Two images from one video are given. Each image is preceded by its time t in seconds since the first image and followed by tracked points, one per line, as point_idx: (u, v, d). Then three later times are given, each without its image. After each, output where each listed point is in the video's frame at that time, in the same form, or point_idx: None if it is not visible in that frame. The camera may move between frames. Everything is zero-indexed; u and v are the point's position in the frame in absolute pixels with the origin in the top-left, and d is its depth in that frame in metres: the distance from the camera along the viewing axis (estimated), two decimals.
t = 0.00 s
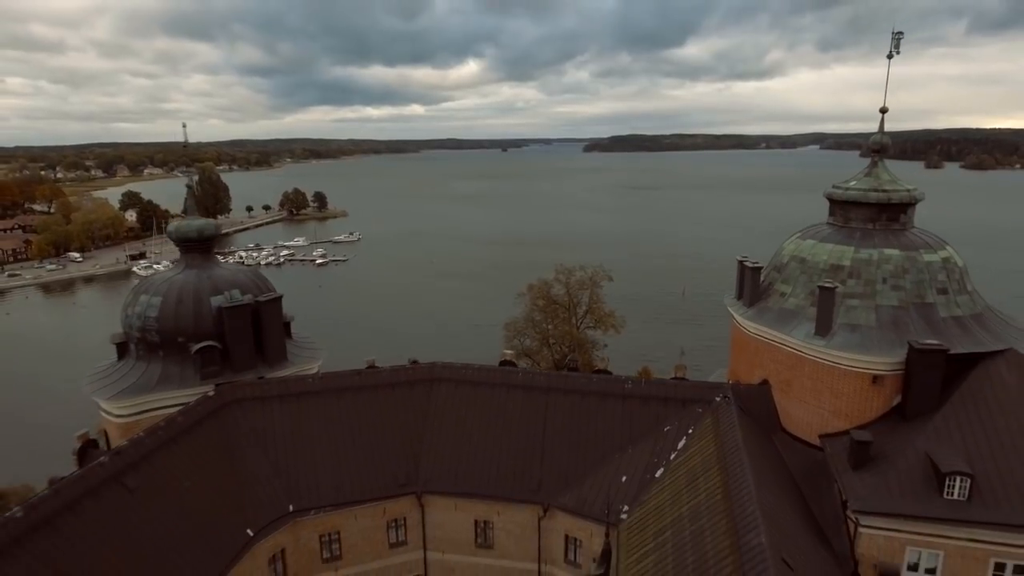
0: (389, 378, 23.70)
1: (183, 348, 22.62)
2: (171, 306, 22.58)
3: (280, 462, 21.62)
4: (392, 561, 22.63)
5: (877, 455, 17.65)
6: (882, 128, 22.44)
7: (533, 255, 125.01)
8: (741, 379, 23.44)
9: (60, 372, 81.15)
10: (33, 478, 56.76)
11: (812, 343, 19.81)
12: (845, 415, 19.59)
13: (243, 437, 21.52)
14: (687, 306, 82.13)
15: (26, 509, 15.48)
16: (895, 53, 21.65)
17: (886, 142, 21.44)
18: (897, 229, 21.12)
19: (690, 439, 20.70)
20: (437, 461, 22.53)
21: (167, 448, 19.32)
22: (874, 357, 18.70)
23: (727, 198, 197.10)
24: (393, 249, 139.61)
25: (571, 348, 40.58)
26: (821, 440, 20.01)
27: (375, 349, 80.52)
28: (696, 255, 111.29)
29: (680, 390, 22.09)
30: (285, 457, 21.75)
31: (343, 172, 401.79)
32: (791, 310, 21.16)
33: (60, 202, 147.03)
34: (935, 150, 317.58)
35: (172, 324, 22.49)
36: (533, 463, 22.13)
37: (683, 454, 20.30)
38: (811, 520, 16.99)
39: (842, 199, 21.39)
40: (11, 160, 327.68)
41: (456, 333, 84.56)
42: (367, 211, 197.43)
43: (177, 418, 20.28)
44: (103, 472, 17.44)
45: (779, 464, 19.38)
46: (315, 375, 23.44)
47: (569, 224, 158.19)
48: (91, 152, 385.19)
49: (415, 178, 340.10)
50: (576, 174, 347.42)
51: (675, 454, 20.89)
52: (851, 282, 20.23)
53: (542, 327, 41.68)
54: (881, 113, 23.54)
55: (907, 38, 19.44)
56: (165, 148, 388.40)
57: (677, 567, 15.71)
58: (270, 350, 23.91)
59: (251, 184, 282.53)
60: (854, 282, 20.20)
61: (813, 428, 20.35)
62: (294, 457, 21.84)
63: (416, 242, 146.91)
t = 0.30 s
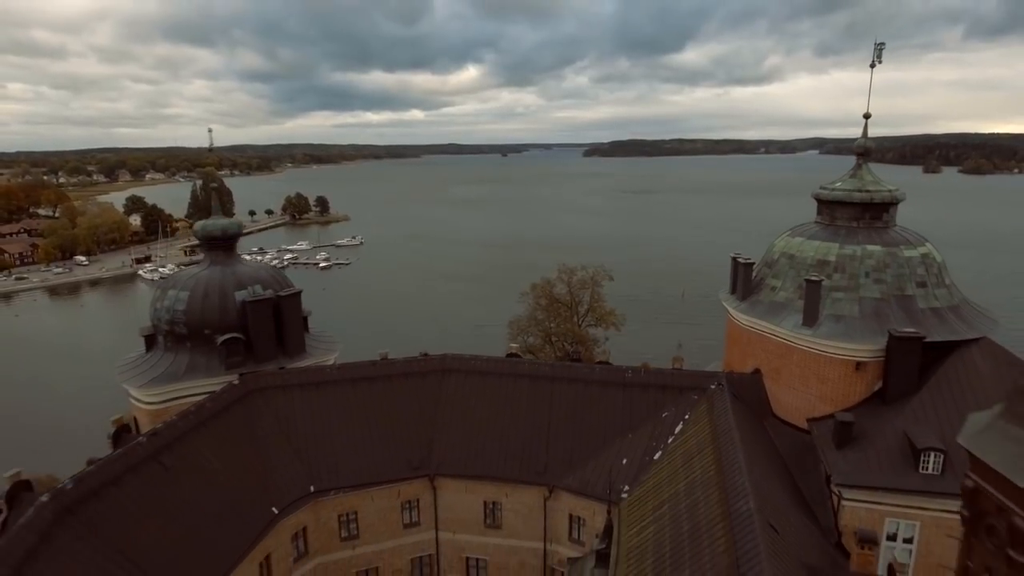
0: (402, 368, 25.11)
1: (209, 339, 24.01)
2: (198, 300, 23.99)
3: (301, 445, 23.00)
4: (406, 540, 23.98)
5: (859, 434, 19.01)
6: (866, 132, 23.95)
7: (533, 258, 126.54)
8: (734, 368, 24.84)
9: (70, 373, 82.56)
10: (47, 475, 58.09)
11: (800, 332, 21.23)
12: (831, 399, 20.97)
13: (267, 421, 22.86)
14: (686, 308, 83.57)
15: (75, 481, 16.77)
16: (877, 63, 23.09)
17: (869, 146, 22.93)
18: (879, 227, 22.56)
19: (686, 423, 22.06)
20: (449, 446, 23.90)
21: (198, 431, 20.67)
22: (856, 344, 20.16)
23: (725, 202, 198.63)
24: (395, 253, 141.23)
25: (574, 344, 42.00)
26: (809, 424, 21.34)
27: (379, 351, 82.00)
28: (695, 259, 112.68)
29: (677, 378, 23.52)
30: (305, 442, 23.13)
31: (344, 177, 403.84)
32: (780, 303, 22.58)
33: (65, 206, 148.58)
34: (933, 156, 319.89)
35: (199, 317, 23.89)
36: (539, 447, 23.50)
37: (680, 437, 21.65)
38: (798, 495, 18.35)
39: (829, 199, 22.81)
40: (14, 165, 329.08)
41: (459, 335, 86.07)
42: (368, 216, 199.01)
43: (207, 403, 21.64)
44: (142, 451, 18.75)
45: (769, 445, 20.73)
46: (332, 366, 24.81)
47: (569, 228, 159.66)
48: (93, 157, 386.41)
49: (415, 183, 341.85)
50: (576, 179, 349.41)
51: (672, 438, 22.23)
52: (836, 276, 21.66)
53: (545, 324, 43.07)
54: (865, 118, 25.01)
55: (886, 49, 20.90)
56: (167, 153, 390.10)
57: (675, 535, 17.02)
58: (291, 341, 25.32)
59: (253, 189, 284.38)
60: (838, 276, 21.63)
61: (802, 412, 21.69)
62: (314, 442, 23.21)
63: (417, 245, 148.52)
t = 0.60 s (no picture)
0: (413, 360, 26.40)
1: (230, 332, 25.29)
2: (220, 295, 25.28)
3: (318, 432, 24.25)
4: (417, 523, 25.22)
5: (845, 418, 20.31)
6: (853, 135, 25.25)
7: (534, 261, 127.94)
8: (728, 359, 26.13)
9: (77, 373, 83.80)
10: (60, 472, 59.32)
11: (790, 324, 22.54)
12: (820, 387, 22.29)
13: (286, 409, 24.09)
14: (685, 309, 84.77)
15: (114, 459, 17.99)
16: (863, 70, 24.31)
17: (856, 148, 24.22)
18: (865, 225, 23.83)
19: (683, 410, 23.23)
20: (458, 433, 25.14)
21: (223, 416, 21.93)
22: (842, 335, 21.47)
23: (724, 205, 199.96)
24: (397, 256, 142.63)
25: (576, 341, 43.27)
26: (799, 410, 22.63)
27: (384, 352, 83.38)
28: (693, 261, 113.93)
29: (674, 368, 24.80)
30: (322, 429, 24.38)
31: (345, 180, 404.93)
32: (772, 297, 23.87)
33: (70, 209, 149.91)
34: (931, 159, 321.79)
35: (221, 311, 25.18)
36: (543, 434, 24.76)
37: (676, 422, 22.88)
38: (787, 474, 19.61)
39: (818, 199, 24.06)
40: (15, 168, 330.04)
41: (461, 336, 87.48)
42: (369, 219, 200.41)
43: (230, 391, 22.91)
44: (172, 434, 19.97)
45: (761, 430, 21.97)
46: (347, 358, 26.07)
47: (570, 230, 160.86)
48: (95, 161, 387.43)
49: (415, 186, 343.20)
50: (575, 182, 350.96)
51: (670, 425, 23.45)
52: (824, 271, 22.95)
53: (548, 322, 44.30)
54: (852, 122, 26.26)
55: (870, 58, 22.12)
56: (168, 157, 391.40)
57: (672, 511, 18.24)
58: (307, 335, 26.61)
59: (255, 192, 285.61)
60: (826, 271, 22.93)
61: (793, 399, 22.99)
62: (330, 429, 24.46)
63: (419, 248, 149.90)
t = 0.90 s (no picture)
0: (423, 353, 27.76)
1: (249, 326, 26.65)
2: (239, 290, 26.64)
3: (333, 421, 25.55)
4: (427, 508, 26.54)
5: (832, 404, 21.66)
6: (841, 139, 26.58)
7: (534, 263, 129.47)
8: (721, 352, 27.53)
9: (85, 373, 85.26)
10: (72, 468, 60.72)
11: (779, 317, 23.93)
12: (808, 375, 23.69)
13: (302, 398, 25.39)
14: (684, 310, 86.24)
15: (148, 441, 19.25)
16: (848, 78, 25.63)
17: (842, 151, 25.55)
18: (851, 225, 25.17)
19: (679, 399, 24.54)
20: (466, 422, 26.45)
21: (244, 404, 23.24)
22: (828, 326, 22.88)
23: (723, 207, 201.47)
24: (399, 258, 144.16)
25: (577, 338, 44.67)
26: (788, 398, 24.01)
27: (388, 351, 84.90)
28: (692, 263, 115.39)
29: (671, 359, 26.15)
30: (337, 418, 25.68)
31: (347, 183, 407.01)
32: (763, 292, 25.26)
33: (74, 211, 151.42)
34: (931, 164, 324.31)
35: (240, 306, 26.53)
36: (546, 423, 26.08)
37: (673, 410, 24.19)
38: (776, 456, 20.91)
39: (806, 200, 25.40)
40: (18, 171, 331.61)
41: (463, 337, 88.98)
42: (371, 221, 201.97)
43: (250, 381, 24.19)
44: (199, 419, 21.26)
45: (752, 415, 23.26)
46: (359, 350, 27.40)
47: (570, 233, 162.34)
48: (97, 164, 388.77)
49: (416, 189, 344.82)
50: (575, 185, 352.43)
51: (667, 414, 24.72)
52: (812, 267, 24.31)
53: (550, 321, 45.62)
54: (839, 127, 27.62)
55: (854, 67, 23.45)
56: (169, 161, 393.10)
57: (668, 489, 19.52)
58: (322, 328, 27.97)
59: (257, 195, 287.41)
60: (814, 268, 24.27)
61: (783, 388, 24.40)
62: (345, 418, 25.74)
63: (420, 250, 151.42)
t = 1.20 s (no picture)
0: (431, 347, 29.20)
1: (266, 321, 28.05)
2: (257, 287, 28.04)
3: (347, 410, 26.94)
4: (434, 493, 27.91)
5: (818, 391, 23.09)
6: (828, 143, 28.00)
7: (535, 265, 131.15)
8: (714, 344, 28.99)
9: (93, 374, 86.68)
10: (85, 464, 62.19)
11: (768, 310, 25.40)
12: (796, 365, 25.22)
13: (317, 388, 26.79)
14: (683, 310, 87.83)
15: (178, 425, 20.69)
16: (833, 85, 27.03)
17: (829, 154, 26.99)
18: (836, 224, 26.60)
19: (674, 388, 25.86)
20: (472, 412, 27.84)
21: (264, 393, 24.66)
22: (814, 319, 24.38)
23: (722, 210, 203.30)
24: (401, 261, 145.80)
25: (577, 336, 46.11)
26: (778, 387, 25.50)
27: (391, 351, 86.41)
28: (691, 264, 117.02)
29: (666, 351, 27.58)
30: (351, 407, 27.07)
31: (347, 186, 408.97)
32: (753, 288, 26.70)
33: (78, 215, 152.80)
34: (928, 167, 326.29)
35: (258, 301, 27.93)
36: (548, 412, 27.49)
37: (668, 398, 25.56)
38: (764, 441, 22.27)
39: (794, 200, 26.84)
40: (20, 175, 333.06)
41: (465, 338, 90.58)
42: (372, 224, 203.70)
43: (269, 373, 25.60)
44: (223, 406, 22.65)
45: (743, 404, 24.63)
46: (371, 344, 28.84)
47: (570, 235, 164.03)
48: (98, 167, 390.28)
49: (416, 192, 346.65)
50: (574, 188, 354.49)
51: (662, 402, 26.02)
52: (800, 264, 25.76)
53: (551, 319, 47.04)
54: (825, 131, 29.08)
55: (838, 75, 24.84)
56: (170, 164, 394.85)
57: (663, 469, 20.91)
58: (335, 323, 29.40)
59: (258, 198, 288.91)
60: (801, 265, 25.74)
61: (773, 377, 25.91)
62: (358, 408, 27.13)
63: (422, 253, 153.02)
